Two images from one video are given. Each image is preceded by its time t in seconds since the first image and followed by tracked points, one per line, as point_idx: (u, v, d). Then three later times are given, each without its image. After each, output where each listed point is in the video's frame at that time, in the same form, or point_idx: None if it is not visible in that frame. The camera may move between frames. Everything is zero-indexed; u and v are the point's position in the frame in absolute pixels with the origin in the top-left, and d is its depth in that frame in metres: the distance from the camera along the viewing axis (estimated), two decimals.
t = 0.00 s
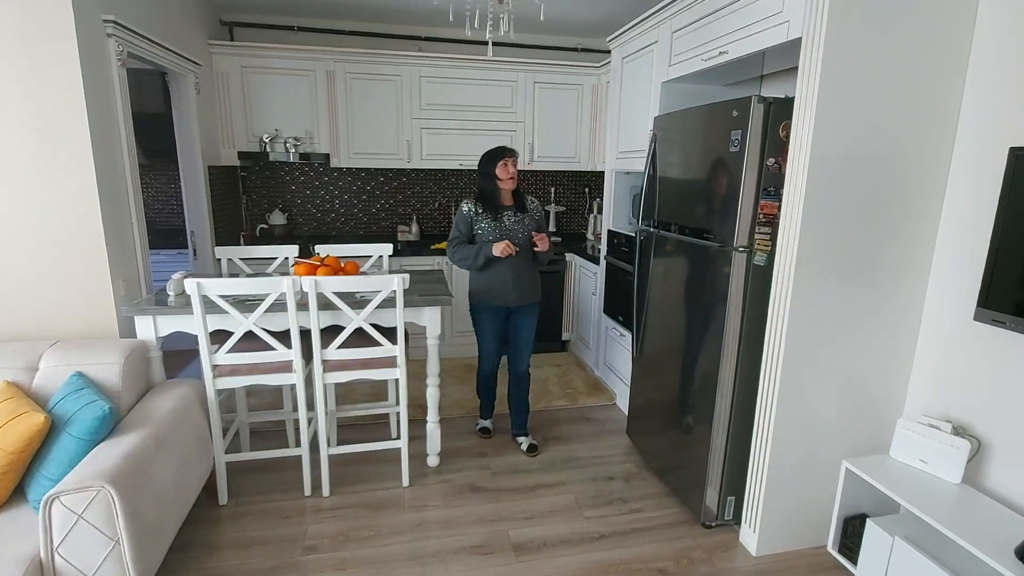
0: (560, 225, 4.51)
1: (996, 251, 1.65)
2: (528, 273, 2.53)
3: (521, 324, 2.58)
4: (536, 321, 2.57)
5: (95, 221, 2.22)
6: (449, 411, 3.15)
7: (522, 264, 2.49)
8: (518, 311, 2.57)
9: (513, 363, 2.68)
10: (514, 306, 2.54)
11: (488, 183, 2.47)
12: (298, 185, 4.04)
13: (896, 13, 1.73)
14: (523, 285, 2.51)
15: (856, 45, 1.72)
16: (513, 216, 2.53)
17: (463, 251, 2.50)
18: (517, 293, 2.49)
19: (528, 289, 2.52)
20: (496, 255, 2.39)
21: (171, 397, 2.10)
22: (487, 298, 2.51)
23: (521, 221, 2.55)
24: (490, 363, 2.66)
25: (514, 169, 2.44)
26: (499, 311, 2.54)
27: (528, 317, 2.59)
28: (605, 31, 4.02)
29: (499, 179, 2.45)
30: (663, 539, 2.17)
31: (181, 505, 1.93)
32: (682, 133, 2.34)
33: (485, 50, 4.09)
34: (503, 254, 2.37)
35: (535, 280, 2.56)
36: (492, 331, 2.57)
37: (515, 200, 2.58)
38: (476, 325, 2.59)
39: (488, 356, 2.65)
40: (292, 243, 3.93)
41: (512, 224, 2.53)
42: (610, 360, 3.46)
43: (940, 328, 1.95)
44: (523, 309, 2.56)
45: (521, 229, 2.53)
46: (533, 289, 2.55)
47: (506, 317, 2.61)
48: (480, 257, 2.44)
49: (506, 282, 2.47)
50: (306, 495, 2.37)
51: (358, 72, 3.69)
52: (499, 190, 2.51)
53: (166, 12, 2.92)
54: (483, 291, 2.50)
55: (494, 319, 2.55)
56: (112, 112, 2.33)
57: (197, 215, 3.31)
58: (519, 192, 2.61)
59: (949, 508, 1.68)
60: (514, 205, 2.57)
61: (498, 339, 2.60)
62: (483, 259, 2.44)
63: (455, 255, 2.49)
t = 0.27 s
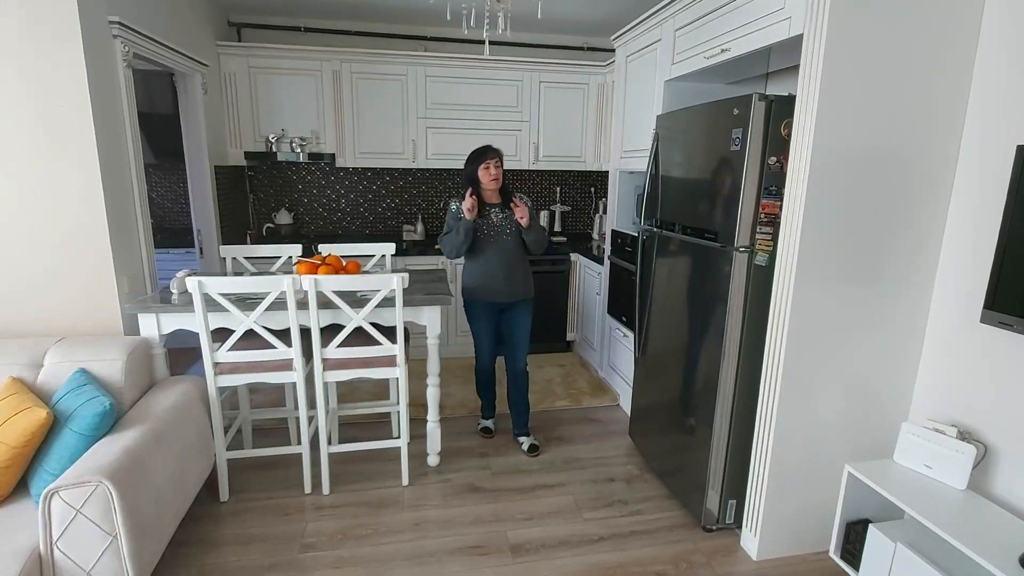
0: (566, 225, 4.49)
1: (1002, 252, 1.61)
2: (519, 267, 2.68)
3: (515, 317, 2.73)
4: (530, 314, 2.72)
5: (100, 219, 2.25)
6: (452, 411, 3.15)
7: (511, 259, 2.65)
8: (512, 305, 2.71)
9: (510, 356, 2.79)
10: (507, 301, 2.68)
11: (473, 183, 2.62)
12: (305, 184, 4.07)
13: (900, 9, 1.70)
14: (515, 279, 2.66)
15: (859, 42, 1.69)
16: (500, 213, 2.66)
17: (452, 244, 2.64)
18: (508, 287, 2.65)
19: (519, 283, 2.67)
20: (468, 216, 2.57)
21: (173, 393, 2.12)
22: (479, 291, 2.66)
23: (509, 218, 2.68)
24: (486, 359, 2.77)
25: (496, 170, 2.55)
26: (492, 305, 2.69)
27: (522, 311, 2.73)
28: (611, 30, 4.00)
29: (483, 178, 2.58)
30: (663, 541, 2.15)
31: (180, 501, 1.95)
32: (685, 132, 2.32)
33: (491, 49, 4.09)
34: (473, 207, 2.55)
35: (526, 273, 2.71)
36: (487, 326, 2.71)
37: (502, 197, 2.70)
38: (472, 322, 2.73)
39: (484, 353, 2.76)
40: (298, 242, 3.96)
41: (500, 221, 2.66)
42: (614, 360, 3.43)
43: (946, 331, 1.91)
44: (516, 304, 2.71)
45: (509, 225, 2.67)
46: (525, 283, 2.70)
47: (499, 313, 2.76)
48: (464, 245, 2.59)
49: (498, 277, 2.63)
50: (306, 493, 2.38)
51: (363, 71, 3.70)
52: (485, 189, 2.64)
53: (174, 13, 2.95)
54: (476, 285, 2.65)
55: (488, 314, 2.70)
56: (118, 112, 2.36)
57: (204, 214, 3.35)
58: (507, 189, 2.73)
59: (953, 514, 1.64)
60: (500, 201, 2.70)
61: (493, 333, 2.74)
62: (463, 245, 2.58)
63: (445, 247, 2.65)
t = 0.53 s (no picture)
0: (571, 225, 4.48)
1: (1011, 252, 1.58)
2: (516, 265, 2.68)
3: (513, 316, 2.73)
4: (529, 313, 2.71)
5: (104, 218, 2.27)
6: (455, 410, 3.15)
7: (508, 257, 2.66)
8: (511, 303, 2.72)
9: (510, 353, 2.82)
10: (504, 299, 2.70)
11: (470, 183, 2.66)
12: (311, 184, 4.08)
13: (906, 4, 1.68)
14: (510, 276, 2.67)
15: (864, 38, 1.67)
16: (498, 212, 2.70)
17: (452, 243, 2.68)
18: (504, 285, 2.66)
19: (516, 282, 2.67)
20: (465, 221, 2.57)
21: (175, 392, 2.13)
22: (478, 288, 2.69)
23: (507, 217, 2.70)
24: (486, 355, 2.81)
25: (489, 170, 2.57)
26: (490, 302, 2.72)
27: (521, 310, 2.73)
28: (617, 30, 3.98)
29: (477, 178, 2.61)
30: (665, 543, 2.14)
31: (181, 499, 1.96)
32: (689, 131, 2.31)
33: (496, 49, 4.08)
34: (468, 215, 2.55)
35: (524, 269, 2.70)
36: (486, 324, 2.75)
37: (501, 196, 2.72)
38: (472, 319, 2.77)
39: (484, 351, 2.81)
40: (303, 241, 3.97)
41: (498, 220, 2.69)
42: (618, 361, 3.41)
43: (954, 332, 1.88)
44: (514, 302, 2.72)
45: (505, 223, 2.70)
46: (524, 281, 2.70)
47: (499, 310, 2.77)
48: (462, 244, 2.63)
49: (494, 276, 2.64)
50: (308, 491, 2.38)
51: (368, 72, 3.71)
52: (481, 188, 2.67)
53: (179, 14, 2.98)
54: (474, 282, 2.68)
55: (486, 312, 2.73)
56: (122, 113, 2.38)
57: (209, 213, 3.37)
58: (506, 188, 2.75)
59: (960, 519, 1.61)
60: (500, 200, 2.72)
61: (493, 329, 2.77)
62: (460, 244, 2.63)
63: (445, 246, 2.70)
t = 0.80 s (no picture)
0: (576, 225, 4.45)
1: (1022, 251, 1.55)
2: (514, 266, 2.66)
3: (513, 316, 2.71)
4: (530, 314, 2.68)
5: (106, 217, 2.26)
6: (458, 411, 3.13)
7: (507, 257, 2.64)
8: (510, 304, 2.71)
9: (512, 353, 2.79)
10: (504, 299, 2.70)
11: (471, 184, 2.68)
12: (315, 184, 4.08)
13: None
14: (510, 275, 2.65)
15: (872, 34, 1.64)
16: (499, 212, 2.71)
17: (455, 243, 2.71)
18: (502, 286, 2.64)
19: (515, 283, 2.65)
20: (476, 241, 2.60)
21: (176, 391, 2.13)
22: (478, 289, 2.68)
23: (507, 217, 2.72)
24: (488, 356, 2.80)
25: (488, 169, 2.59)
26: (490, 302, 2.71)
27: (522, 310, 2.71)
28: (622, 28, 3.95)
29: (478, 178, 2.64)
30: (668, 547, 2.11)
31: (181, 498, 1.95)
32: (694, 130, 2.28)
33: (500, 48, 4.06)
34: (480, 238, 2.58)
35: (524, 268, 2.68)
36: (486, 325, 2.74)
37: (505, 196, 2.74)
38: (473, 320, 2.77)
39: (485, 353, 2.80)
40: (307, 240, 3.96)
41: (499, 220, 2.71)
42: (623, 362, 3.38)
43: (964, 333, 1.84)
44: (514, 301, 2.70)
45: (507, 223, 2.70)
46: (524, 280, 2.69)
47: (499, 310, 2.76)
48: (464, 244, 2.65)
49: (493, 276, 2.63)
50: (309, 491, 2.37)
51: (372, 70, 3.71)
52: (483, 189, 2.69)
53: (184, 13, 2.98)
54: (475, 282, 2.67)
55: (486, 312, 2.72)
56: (125, 111, 2.38)
57: (213, 212, 3.37)
58: (509, 188, 2.76)
59: (969, 524, 1.58)
60: (503, 201, 2.74)
61: (494, 329, 2.76)
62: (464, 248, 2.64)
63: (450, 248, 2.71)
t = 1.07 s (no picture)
0: (578, 225, 4.42)
1: None
2: (513, 267, 2.65)
3: (512, 315, 2.71)
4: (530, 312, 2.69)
5: (103, 217, 2.23)
6: (458, 413, 3.10)
7: (511, 259, 2.63)
8: (510, 304, 2.70)
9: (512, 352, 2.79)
10: (503, 299, 2.69)
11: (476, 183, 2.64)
12: (316, 183, 4.05)
13: None
14: (509, 276, 2.64)
15: (882, 31, 1.60)
16: (504, 212, 2.68)
17: (458, 243, 2.68)
18: (501, 285, 2.63)
19: (514, 283, 2.65)
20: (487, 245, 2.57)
21: (173, 393, 2.10)
22: (479, 290, 2.66)
23: (512, 218, 2.69)
24: (489, 357, 2.78)
25: (493, 169, 2.55)
26: (489, 303, 2.70)
27: (521, 309, 2.70)
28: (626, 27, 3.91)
29: (482, 178, 2.59)
30: (672, 554, 2.08)
31: (177, 503, 1.92)
32: (699, 130, 2.24)
33: (503, 46, 4.03)
34: (493, 243, 2.55)
35: (524, 271, 2.67)
36: (486, 326, 2.72)
37: (507, 196, 2.71)
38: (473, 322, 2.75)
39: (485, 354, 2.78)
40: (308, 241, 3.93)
41: (503, 221, 2.68)
42: (625, 364, 3.35)
43: (976, 337, 1.80)
44: (514, 301, 2.70)
45: (512, 223, 2.68)
46: (524, 280, 2.68)
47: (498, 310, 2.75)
48: (467, 245, 2.62)
49: (493, 277, 2.62)
50: (308, 496, 2.34)
51: (373, 70, 3.68)
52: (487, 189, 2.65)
53: (184, 11, 2.95)
54: (476, 283, 2.65)
55: (484, 313, 2.70)
56: (123, 110, 2.35)
57: (213, 212, 3.34)
58: (512, 189, 2.74)
59: (981, 533, 1.55)
60: (506, 201, 2.70)
61: (494, 329, 2.74)
62: (469, 249, 2.61)
63: (452, 247, 2.67)
